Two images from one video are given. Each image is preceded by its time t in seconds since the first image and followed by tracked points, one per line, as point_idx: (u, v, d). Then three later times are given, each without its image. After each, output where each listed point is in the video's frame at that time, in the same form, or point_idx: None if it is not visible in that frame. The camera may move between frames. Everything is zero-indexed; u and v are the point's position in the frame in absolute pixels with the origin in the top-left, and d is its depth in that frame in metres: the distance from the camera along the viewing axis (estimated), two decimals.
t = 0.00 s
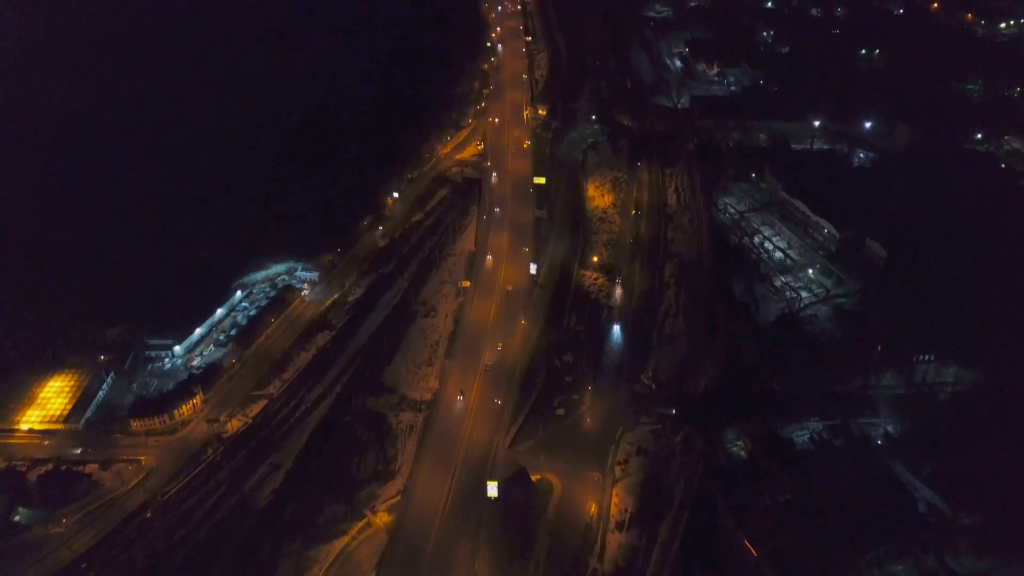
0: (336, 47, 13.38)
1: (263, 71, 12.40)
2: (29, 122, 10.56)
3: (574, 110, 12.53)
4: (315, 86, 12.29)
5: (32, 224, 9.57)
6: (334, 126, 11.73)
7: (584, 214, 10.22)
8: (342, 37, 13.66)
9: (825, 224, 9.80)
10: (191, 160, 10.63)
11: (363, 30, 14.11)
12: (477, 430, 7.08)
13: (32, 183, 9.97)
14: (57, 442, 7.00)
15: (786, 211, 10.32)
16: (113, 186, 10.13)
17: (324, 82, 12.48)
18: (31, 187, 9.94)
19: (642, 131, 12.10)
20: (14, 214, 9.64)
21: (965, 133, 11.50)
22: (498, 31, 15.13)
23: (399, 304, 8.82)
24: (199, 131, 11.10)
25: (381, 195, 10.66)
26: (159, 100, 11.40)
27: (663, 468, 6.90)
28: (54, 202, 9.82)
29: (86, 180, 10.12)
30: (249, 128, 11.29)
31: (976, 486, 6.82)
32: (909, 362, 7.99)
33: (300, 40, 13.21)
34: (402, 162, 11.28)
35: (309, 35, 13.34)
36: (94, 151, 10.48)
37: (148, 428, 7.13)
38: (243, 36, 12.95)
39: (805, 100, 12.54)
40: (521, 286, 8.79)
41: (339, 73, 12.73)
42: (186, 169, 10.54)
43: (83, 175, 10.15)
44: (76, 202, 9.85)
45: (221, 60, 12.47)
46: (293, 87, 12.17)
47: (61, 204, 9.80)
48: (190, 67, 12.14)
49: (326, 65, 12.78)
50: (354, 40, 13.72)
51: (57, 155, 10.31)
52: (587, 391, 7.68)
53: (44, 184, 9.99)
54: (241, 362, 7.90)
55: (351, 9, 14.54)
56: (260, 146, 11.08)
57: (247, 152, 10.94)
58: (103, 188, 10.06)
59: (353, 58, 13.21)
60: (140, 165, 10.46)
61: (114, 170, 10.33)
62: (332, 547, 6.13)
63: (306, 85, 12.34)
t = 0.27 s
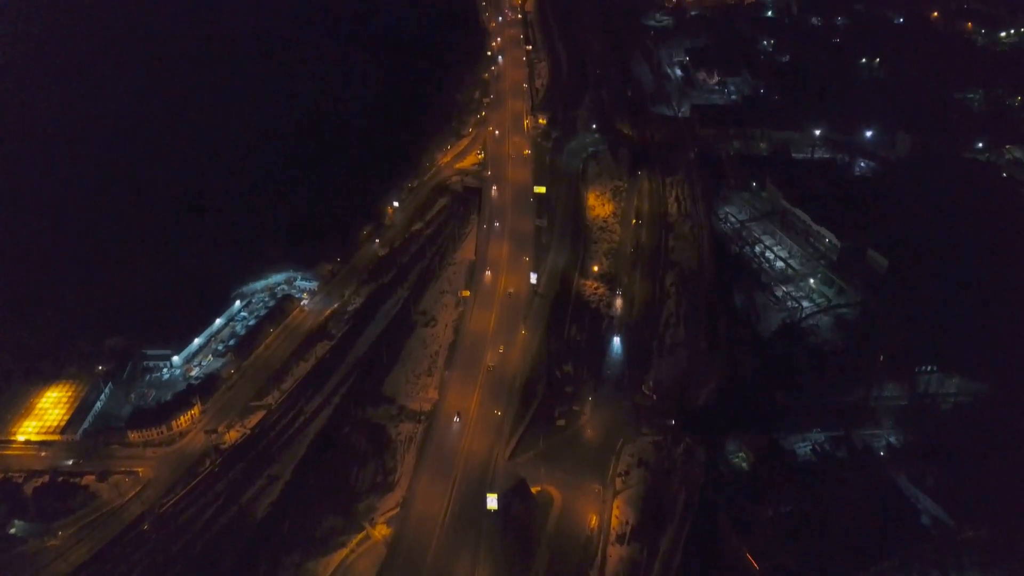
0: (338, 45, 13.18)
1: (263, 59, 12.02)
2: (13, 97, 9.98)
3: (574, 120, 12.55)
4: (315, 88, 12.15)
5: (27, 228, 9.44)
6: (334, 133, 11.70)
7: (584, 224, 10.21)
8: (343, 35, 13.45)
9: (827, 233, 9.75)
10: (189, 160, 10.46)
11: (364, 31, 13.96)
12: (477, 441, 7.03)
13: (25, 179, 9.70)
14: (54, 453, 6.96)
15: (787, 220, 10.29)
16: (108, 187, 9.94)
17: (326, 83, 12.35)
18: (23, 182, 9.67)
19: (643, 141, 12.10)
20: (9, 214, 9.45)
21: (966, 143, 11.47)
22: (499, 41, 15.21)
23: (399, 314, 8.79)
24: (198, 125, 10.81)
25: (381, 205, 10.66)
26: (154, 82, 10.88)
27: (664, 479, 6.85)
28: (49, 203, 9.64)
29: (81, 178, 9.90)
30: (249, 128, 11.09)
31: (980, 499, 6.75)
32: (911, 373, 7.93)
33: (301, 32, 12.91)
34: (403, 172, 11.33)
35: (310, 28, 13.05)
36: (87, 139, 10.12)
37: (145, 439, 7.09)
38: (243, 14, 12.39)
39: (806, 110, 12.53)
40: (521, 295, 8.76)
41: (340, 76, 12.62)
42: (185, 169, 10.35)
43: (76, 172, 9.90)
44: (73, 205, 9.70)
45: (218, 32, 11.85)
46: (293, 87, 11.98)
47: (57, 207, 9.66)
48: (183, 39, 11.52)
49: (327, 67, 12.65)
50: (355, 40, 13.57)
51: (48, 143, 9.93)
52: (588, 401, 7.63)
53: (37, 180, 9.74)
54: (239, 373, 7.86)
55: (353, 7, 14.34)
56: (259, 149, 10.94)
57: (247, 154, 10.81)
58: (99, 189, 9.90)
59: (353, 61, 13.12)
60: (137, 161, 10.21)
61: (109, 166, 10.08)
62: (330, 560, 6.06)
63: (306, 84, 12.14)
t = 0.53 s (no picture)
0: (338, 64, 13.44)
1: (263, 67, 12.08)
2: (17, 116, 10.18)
3: (574, 129, 12.54)
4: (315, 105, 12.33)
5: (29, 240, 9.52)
6: (335, 145, 11.78)
7: (585, 233, 10.19)
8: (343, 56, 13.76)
9: (828, 243, 9.76)
10: (191, 178, 10.62)
11: (365, 46, 14.13)
12: (477, 452, 6.98)
13: (29, 196, 9.87)
14: (51, 464, 6.91)
15: (789, 229, 10.25)
16: (110, 203, 10.07)
17: (326, 101, 12.56)
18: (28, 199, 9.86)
19: (643, 149, 12.09)
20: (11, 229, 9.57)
21: (966, 151, 11.46)
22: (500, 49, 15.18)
23: (399, 324, 8.75)
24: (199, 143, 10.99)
25: (381, 214, 10.64)
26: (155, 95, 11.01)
27: (665, 491, 6.79)
28: (52, 217, 9.74)
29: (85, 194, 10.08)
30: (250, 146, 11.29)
31: (984, 510, 6.67)
32: (913, 384, 7.89)
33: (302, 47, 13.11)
34: (402, 181, 11.33)
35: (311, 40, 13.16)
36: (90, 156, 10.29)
37: (143, 450, 7.04)
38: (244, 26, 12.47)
39: (807, 119, 12.53)
40: (521, 305, 8.72)
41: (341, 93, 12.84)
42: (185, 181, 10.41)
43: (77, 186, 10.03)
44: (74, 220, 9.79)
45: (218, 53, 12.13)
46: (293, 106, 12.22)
47: (59, 220, 9.76)
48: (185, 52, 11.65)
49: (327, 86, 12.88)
50: (356, 57, 13.79)
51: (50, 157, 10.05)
52: (588, 413, 7.58)
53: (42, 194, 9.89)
54: (238, 383, 7.82)
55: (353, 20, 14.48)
56: (260, 165, 11.10)
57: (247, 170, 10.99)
58: (101, 205, 10.02)
59: (354, 77, 13.27)
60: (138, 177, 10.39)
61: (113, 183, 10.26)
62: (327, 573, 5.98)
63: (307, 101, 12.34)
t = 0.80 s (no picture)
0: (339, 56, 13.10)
1: (262, 70, 11.98)
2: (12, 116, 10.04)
3: (574, 138, 12.56)
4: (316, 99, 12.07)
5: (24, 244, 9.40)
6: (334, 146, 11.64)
7: (585, 243, 10.18)
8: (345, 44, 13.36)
9: (829, 253, 9.75)
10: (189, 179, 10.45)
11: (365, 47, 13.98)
12: (476, 464, 6.92)
13: (23, 195, 9.66)
14: (47, 476, 6.86)
15: (789, 238, 10.23)
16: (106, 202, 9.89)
17: (327, 96, 12.30)
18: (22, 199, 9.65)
19: (643, 159, 12.09)
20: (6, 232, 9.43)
21: (967, 161, 11.45)
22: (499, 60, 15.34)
23: (398, 334, 8.71)
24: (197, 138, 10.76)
25: (381, 223, 10.72)
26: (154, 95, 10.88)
27: (665, 504, 6.73)
28: (47, 220, 9.61)
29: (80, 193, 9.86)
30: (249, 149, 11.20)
31: (988, 522, 6.57)
32: (916, 395, 7.82)
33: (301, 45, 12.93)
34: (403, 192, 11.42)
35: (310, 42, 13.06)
36: (87, 156, 10.12)
37: (140, 462, 6.99)
38: (244, 33, 12.44)
39: (807, 128, 12.51)
40: (521, 315, 8.69)
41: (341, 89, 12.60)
42: (183, 186, 10.31)
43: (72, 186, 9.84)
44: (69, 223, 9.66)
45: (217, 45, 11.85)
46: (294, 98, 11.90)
47: (55, 223, 9.62)
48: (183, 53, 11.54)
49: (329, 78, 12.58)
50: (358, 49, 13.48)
51: (47, 160, 9.94)
52: (589, 424, 7.53)
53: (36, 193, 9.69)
54: (236, 394, 7.78)
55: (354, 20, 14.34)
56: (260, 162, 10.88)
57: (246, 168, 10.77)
58: (96, 206, 9.86)
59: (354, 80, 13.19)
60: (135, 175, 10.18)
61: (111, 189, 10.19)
62: None
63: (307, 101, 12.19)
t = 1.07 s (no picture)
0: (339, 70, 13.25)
1: (263, 83, 12.04)
2: (11, 123, 10.01)
3: (574, 147, 12.58)
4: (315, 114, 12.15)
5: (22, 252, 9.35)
6: (335, 157, 11.66)
7: (585, 253, 10.16)
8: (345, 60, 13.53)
9: (830, 263, 9.72)
10: (188, 187, 10.43)
11: (366, 55, 14.02)
12: (476, 476, 6.87)
13: (22, 203, 9.63)
14: (43, 488, 6.79)
15: (790, 248, 10.21)
16: (106, 215, 9.90)
17: (327, 107, 12.37)
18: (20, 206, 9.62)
19: (644, 168, 12.07)
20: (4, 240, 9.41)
21: (968, 171, 11.43)
22: (500, 71, 15.28)
23: (398, 344, 8.67)
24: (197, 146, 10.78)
25: (381, 232, 10.67)
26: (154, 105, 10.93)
27: (666, 517, 6.66)
28: (45, 228, 9.58)
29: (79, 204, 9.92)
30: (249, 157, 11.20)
31: (990, 537, 6.53)
32: (918, 407, 7.77)
33: (303, 54, 12.97)
34: (403, 200, 11.34)
35: (311, 52, 13.11)
36: (87, 167, 10.17)
37: (137, 474, 6.93)
38: (246, 41, 12.44)
39: (808, 138, 12.50)
40: (521, 325, 8.65)
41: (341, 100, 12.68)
42: (184, 196, 10.32)
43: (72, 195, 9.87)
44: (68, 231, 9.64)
45: (218, 57, 11.95)
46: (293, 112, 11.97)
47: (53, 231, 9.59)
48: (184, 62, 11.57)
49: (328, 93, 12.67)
50: (358, 65, 13.65)
51: (47, 169, 9.94)
52: (589, 436, 7.46)
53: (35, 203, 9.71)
54: (234, 405, 7.73)
55: (354, 28, 14.38)
56: (258, 174, 10.89)
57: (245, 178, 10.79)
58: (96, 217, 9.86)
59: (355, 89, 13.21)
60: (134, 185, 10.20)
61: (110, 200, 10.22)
62: None
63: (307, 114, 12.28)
